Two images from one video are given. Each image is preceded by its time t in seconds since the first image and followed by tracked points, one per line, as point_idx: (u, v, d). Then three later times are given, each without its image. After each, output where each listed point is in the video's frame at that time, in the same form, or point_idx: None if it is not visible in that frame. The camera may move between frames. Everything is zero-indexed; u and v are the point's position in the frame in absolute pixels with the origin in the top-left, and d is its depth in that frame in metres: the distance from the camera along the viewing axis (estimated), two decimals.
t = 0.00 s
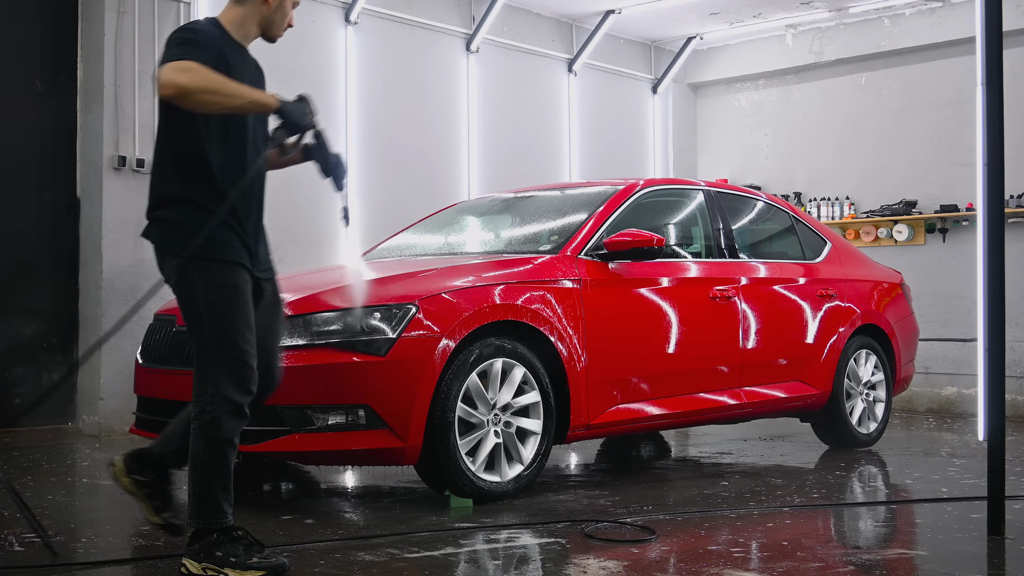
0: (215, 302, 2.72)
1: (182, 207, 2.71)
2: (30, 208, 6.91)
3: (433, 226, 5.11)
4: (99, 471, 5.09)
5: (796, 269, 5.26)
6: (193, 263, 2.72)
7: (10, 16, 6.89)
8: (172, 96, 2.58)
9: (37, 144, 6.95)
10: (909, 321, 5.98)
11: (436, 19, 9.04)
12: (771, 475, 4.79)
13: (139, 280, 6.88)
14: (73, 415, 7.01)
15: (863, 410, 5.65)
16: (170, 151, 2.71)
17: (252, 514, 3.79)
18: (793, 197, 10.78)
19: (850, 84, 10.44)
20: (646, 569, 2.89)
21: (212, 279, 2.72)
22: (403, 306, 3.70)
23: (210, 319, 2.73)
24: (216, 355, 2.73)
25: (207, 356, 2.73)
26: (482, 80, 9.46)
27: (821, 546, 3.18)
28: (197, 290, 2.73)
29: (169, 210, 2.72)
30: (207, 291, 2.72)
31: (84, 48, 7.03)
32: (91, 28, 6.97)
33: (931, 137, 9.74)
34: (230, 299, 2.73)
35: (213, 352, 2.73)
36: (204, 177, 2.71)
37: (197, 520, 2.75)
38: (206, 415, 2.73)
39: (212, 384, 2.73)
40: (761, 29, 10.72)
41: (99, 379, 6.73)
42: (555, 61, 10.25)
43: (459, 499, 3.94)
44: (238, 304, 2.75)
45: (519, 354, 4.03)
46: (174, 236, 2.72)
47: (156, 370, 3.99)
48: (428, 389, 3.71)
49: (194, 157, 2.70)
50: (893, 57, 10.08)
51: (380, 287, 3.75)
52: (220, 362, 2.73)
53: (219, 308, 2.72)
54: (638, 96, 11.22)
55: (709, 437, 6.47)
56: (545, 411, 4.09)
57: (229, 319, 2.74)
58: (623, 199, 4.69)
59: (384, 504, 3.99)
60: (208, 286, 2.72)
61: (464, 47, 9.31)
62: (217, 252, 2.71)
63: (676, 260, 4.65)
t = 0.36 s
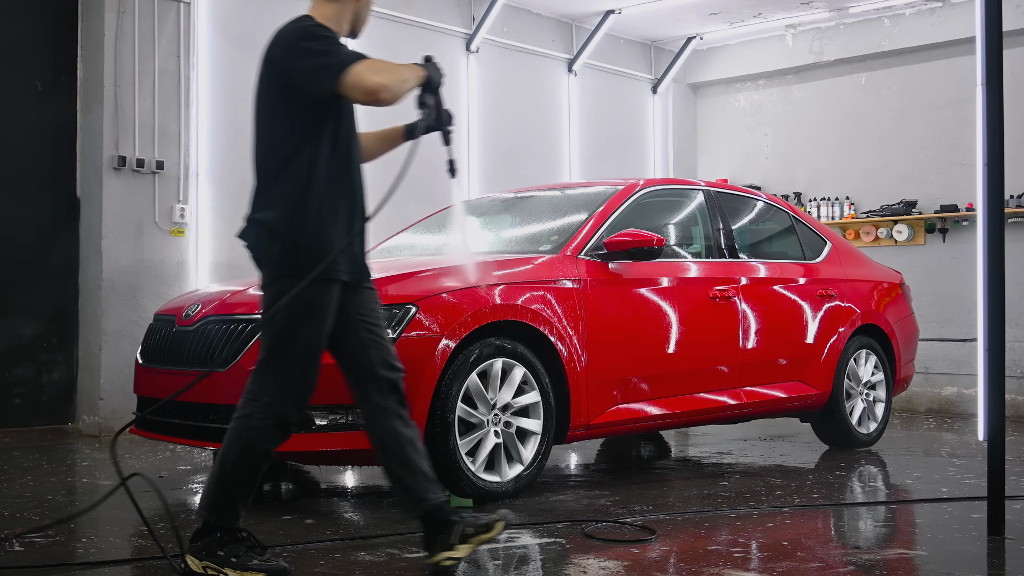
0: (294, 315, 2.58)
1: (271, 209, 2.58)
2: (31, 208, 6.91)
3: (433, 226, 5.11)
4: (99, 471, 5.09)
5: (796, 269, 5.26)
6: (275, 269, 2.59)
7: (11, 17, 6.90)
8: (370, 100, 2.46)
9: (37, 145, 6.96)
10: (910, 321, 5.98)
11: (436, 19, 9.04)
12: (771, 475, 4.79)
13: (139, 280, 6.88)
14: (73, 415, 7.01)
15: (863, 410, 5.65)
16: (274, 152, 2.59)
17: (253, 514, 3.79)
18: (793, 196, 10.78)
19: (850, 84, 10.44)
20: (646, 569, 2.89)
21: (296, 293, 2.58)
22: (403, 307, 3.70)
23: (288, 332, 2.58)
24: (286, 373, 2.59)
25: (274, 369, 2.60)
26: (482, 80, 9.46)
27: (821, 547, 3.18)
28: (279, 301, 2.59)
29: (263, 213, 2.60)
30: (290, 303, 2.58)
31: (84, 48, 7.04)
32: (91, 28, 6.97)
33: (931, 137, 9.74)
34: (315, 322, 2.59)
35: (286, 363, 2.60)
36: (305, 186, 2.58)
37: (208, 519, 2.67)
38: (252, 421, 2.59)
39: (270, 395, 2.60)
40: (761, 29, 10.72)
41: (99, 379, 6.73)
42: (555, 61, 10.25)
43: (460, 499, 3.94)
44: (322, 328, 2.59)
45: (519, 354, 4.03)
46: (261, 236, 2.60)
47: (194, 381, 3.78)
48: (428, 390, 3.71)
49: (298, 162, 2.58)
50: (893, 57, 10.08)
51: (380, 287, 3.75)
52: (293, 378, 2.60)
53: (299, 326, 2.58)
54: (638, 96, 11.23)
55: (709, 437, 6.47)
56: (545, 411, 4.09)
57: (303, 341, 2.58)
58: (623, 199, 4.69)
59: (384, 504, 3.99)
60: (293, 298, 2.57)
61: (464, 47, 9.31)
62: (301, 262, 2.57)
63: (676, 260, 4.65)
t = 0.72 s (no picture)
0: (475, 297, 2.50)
1: (436, 202, 2.50)
2: (31, 208, 6.91)
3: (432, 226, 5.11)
4: (99, 471, 5.08)
5: (796, 269, 5.26)
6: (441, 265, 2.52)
7: (10, 17, 6.90)
8: (530, 102, 2.39)
9: (38, 144, 6.96)
10: (910, 321, 5.98)
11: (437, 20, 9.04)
12: (772, 475, 4.79)
13: (139, 280, 6.88)
14: (73, 415, 7.01)
15: (862, 410, 5.65)
16: (435, 147, 2.51)
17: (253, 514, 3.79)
18: (793, 196, 10.78)
19: (851, 84, 10.42)
20: (646, 569, 2.89)
21: (481, 272, 2.49)
22: (404, 307, 3.70)
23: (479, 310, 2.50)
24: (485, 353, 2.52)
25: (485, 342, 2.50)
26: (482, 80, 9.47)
27: (821, 547, 3.18)
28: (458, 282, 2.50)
29: (426, 211, 2.52)
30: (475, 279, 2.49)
31: (84, 48, 7.04)
32: (91, 27, 6.97)
33: (931, 137, 9.73)
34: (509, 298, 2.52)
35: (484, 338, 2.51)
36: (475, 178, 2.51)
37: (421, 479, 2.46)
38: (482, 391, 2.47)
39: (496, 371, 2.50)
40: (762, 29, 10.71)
41: (99, 379, 6.73)
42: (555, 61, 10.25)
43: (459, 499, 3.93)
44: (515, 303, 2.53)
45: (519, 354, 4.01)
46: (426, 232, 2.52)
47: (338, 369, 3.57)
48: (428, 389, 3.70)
49: (464, 156, 2.51)
50: (893, 57, 10.07)
51: (380, 286, 3.75)
52: (490, 356, 2.51)
53: (495, 301, 2.50)
54: (638, 96, 11.23)
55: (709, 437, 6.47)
56: (545, 411, 4.08)
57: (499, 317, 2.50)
58: (623, 199, 4.67)
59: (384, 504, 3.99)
60: (474, 278, 2.49)
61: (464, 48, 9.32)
62: (478, 250, 2.49)
63: (676, 261, 4.65)
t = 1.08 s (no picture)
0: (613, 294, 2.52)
1: (583, 210, 2.51)
2: (31, 208, 6.91)
3: (433, 226, 5.12)
4: (99, 471, 5.09)
5: (795, 269, 5.26)
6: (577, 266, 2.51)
7: (10, 16, 6.90)
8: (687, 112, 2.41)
9: (38, 144, 6.96)
10: (910, 321, 5.98)
11: (437, 19, 9.04)
12: (772, 475, 4.79)
13: (139, 280, 6.88)
14: (73, 415, 7.00)
15: (862, 410, 5.65)
16: (585, 154, 2.51)
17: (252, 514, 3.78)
18: (793, 196, 10.78)
19: (851, 84, 10.40)
20: (646, 569, 2.89)
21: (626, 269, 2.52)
22: (403, 307, 3.70)
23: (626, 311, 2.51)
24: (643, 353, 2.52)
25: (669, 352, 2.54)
26: (481, 80, 9.47)
27: (821, 547, 3.18)
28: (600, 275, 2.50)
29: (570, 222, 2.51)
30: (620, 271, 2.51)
31: (83, 47, 7.04)
32: (92, 27, 6.96)
33: (931, 137, 9.73)
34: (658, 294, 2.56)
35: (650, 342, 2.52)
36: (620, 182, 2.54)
37: (709, 522, 2.49)
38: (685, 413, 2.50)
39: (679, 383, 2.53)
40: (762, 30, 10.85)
41: (99, 379, 6.73)
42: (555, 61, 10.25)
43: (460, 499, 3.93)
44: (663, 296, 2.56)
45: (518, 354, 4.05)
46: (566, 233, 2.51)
47: (417, 392, 3.65)
48: (428, 389, 3.70)
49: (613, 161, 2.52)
50: (893, 57, 10.07)
51: (379, 287, 3.76)
52: (653, 357, 2.52)
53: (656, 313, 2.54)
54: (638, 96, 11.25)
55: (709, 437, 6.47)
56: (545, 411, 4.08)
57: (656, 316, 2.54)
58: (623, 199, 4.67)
59: (384, 504, 3.99)
60: (617, 273, 2.51)
61: (464, 48, 9.32)
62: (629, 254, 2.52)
63: (676, 261, 4.66)
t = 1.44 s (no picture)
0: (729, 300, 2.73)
1: (709, 204, 2.67)
2: (31, 208, 6.91)
3: (433, 226, 5.12)
4: (99, 471, 5.09)
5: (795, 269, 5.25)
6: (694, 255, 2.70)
7: (10, 16, 6.90)
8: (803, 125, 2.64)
9: (38, 144, 6.96)
10: (910, 321, 5.98)
11: (436, 19, 9.04)
12: (772, 475, 4.79)
13: (139, 280, 6.88)
14: (73, 415, 7.00)
15: (862, 410, 5.65)
16: (710, 149, 2.66)
17: (252, 514, 3.79)
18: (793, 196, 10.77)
19: (850, 84, 10.40)
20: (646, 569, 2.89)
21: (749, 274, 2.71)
22: (403, 307, 3.70)
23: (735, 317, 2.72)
24: (741, 356, 2.73)
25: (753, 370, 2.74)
26: (481, 80, 9.47)
27: (821, 546, 3.18)
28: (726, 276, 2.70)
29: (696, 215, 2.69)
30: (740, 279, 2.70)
31: (83, 47, 7.04)
32: (91, 27, 6.96)
33: (931, 136, 9.72)
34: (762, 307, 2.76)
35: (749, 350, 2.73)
36: (744, 180, 2.68)
37: (731, 526, 2.67)
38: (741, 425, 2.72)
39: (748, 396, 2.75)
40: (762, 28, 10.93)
41: (99, 379, 6.73)
42: (555, 61, 10.25)
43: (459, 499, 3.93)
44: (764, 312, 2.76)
45: (519, 354, 4.03)
46: (688, 223, 2.70)
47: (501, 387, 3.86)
48: (428, 389, 3.71)
49: (739, 160, 2.67)
50: (893, 57, 10.06)
51: (379, 286, 3.76)
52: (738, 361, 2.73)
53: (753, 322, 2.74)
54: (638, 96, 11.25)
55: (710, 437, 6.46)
56: (545, 411, 4.09)
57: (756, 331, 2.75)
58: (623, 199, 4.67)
59: (383, 504, 3.99)
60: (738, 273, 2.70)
61: (464, 48, 9.32)
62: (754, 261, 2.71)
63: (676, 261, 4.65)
